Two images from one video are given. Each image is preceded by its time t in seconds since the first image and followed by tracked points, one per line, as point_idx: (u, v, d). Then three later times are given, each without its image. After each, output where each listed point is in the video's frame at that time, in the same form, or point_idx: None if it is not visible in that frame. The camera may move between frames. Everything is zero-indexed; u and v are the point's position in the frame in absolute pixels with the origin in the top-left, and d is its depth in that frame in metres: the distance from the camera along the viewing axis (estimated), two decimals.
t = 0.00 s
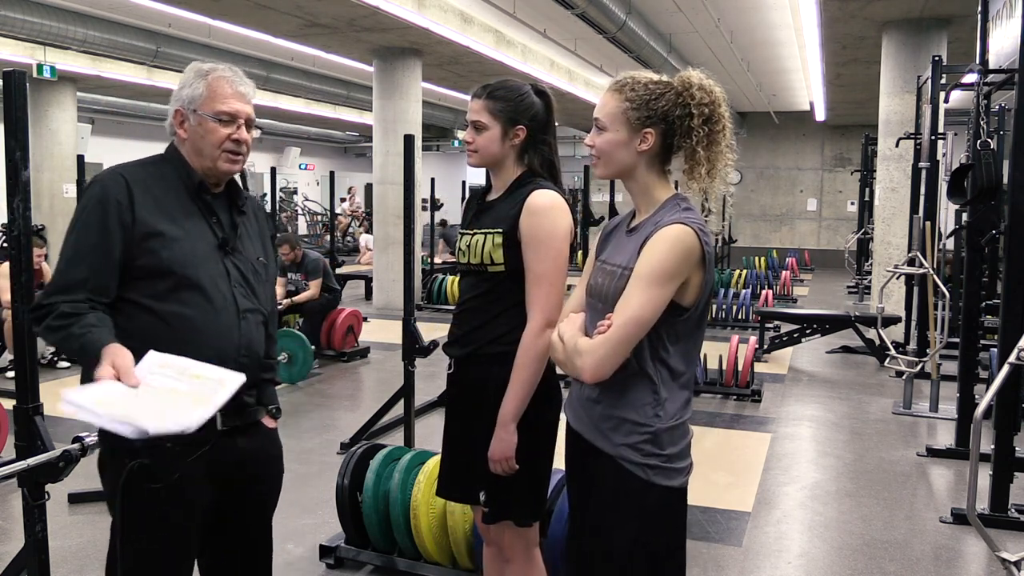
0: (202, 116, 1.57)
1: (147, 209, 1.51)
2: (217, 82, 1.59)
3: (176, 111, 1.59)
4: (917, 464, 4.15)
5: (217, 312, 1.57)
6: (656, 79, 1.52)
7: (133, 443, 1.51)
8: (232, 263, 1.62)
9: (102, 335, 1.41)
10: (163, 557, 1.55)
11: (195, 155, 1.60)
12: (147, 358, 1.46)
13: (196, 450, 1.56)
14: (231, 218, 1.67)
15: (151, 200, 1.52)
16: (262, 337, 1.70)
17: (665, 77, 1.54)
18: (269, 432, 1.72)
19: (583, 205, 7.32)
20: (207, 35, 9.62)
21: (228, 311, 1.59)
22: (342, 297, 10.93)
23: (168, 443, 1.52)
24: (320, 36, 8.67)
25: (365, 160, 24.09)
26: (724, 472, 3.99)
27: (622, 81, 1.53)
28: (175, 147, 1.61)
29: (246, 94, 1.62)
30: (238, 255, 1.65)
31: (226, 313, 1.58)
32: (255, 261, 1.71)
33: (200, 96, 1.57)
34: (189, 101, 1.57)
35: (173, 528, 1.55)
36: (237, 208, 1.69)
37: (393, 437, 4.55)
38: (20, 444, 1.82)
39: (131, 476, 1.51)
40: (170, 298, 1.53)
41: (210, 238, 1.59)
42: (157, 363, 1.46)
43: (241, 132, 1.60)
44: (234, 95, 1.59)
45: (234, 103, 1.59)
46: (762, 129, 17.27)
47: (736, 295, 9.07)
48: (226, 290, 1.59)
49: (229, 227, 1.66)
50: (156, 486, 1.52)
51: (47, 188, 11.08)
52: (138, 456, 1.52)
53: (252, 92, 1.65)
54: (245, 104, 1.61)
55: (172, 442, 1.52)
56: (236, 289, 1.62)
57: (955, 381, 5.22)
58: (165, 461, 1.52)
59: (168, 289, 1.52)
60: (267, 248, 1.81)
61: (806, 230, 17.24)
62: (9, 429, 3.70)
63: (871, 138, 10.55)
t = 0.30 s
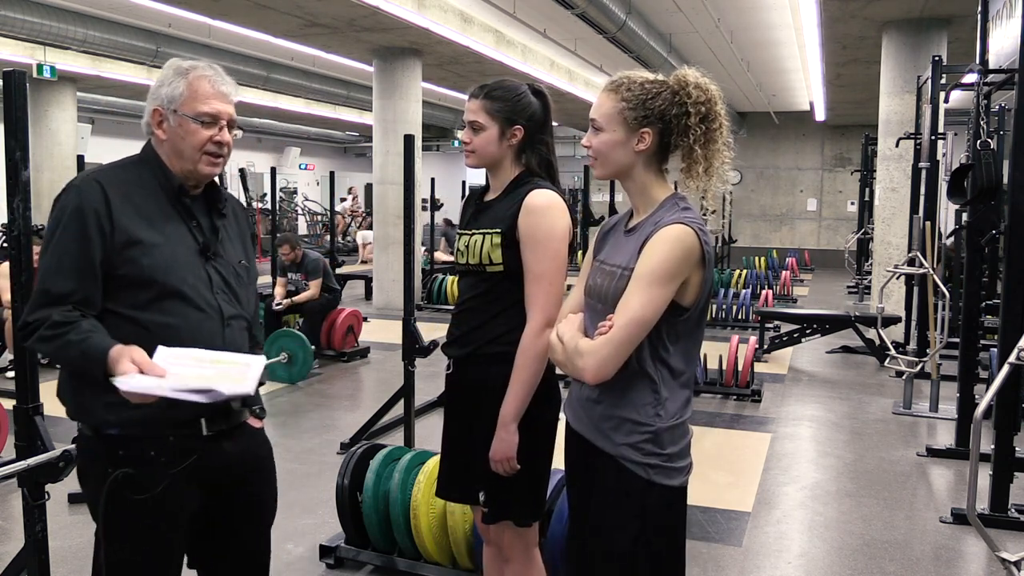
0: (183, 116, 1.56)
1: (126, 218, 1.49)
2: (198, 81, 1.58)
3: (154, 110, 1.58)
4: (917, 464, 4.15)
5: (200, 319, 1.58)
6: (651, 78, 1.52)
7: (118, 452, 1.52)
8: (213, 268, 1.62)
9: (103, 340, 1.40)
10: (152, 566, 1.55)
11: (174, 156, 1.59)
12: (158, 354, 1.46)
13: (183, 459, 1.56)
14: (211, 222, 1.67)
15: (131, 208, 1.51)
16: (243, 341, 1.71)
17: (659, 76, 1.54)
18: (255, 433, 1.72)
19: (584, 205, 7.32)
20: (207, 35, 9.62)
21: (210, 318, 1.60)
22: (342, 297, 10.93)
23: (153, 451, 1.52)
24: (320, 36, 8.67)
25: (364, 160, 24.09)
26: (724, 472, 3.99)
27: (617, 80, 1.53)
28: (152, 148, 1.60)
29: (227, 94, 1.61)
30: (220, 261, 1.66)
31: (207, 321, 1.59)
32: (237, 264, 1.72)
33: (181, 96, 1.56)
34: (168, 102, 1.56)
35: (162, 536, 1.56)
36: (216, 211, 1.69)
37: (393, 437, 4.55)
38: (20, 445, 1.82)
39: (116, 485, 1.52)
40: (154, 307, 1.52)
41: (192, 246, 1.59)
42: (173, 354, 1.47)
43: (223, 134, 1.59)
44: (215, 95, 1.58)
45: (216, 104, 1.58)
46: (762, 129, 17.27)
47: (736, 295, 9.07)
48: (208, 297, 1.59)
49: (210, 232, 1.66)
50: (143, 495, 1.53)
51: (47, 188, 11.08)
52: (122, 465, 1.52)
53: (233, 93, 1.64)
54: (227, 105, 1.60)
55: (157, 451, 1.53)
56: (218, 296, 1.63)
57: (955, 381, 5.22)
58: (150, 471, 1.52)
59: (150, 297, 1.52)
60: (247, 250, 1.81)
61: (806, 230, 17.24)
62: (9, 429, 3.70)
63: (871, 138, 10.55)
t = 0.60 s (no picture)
0: (176, 121, 1.54)
1: (119, 232, 1.48)
2: (190, 84, 1.56)
3: (144, 113, 1.56)
4: (917, 464, 4.15)
5: (197, 326, 1.58)
6: (652, 75, 1.52)
7: (114, 457, 1.52)
8: (205, 273, 1.62)
9: (117, 363, 1.42)
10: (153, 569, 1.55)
11: (165, 159, 1.57)
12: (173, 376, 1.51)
13: (179, 461, 1.57)
14: (201, 226, 1.67)
15: (122, 216, 1.50)
16: (237, 343, 1.71)
17: (661, 73, 1.54)
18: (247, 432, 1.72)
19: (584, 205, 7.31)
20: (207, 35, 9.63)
21: (206, 324, 1.60)
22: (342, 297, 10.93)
23: (150, 455, 1.53)
24: (320, 36, 8.67)
25: (364, 160, 24.09)
26: (724, 472, 3.99)
27: (618, 78, 1.54)
28: (143, 149, 1.58)
29: (219, 97, 1.60)
30: (212, 266, 1.65)
31: (203, 330, 1.60)
32: (227, 267, 1.72)
33: (174, 100, 1.54)
34: (160, 106, 1.54)
35: (162, 539, 1.56)
36: (205, 215, 1.69)
37: (393, 437, 4.55)
38: (20, 444, 1.82)
39: (112, 491, 1.51)
40: (150, 318, 1.52)
41: (186, 254, 1.59)
42: (191, 378, 1.53)
43: (215, 139, 1.58)
44: (207, 99, 1.57)
45: (211, 109, 1.57)
46: (762, 129, 17.28)
47: (736, 296, 9.07)
48: (204, 304, 1.60)
49: (201, 237, 1.66)
50: (141, 500, 1.53)
51: (47, 188, 11.08)
52: (118, 470, 1.52)
53: (227, 95, 1.63)
54: (220, 109, 1.59)
55: (153, 455, 1.53)
56: (213, 301, 1.63)
57: (955, 381, 5.22)
58: (147, 475, 1.53)
59: (145, 310, 1.52)
60: (236, 252, 1.80)
61: (806, 230, 17.25)
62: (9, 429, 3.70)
63: (871, 138, 10.56)
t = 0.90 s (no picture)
0: (178, 122, 1.54)
1: (118, 233, 1.48)
2: (191, 83, 1.56)
3: (145, 114, 1.55)
4: (917, 464, 4.15)
5: (200, 328, 1.58)
6: (658, 75, 1.52)
7: (118, 458, 1.51)
8: (207, 274, 1.62)
9: (119, 365, 1.42)
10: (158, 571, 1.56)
11: (166, 160, 1.57)
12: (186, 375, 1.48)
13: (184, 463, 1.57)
14: (202, 226, 1.67)
15: (122, 219, 1.49)
16: (240, 341, 1.72)
17: (666, 73, 1.54)
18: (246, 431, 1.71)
19: (584, 205, 7.29)
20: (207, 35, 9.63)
21: (209, 325, 1.60)
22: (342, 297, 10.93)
23: (155, 456, 1.53)
24: (320, 36, 8.67)
25: (364, 160, 24.10)
26: (724, 472, 3.99)
27: (623, 78, 1.54)
28: (145, 151, 1.58)
29: (220, 96, 1.60)
30: (213, 266, 1.65)
31: (206, 331, 1.59)
32: (229, 267, 1.72)
33: (176, 101, 1.54)
34: (161, 106, 1.54)
35: (167, 542, 1.56)
36: (206, 214, 1.69)
37: (393, 437, 4.55)
38: (20, 444, 1.82)
39: (117, 493, 1.51)
40: (152, 320, 1.52)
41: (187, 256, 1.59)
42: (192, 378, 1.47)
43: (217, 139, 1.58)
44: (208, 99, 1.57)
45: (213, 109, 1.57)
46: (762, 129, 17.29)
47: (736, 296, 9.07)
48: (206, 305, 1.60)
49: (202, 238, 1.65)
50: (146, 502, 1.53)
51: (47, 188, 11.09)
52: (122, 471, 1.52)
53: (228, 95, 1.63)
54: (222, 109, 1.59)
55: (158, 457, 1.53)
56: (214, 302, 1.62)
57: (955, 381, 5.22)
58: (151, 477, 1.53)
59: (147, 310, 1.51)
60: (238, 251, 1.80)
61: (806, 230, 17.25)
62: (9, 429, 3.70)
63: (871, 138, 10.56)
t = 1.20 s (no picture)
0: (185, 125, 1.54)
1: (126, 238, 1.48)
2: (198, 87, 1.56)
3: (152, 116, 1.55)
4: (917, 464, 4.15)
5: (207, 329, 1.58)
6: (662, 75, 1.52)
7: (126, 458, 1.52)
8: (213, 276, 1.63)
9: (130, 373, 1.42)
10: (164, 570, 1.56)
11: (173, 163, 1.57)
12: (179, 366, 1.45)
13: (191, 463, 1.58)
14: (208, 227, 1.67)
15: (128, 223, 1.50)
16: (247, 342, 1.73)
17: (670, 73, 1.54)
18: (254, 427, 1.72)
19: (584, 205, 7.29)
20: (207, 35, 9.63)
21: (216, 326, 1.60)
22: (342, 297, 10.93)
23: (163, 456, 1.54)
24: (320, 36, 8.67)
25: (364, 160, 24.12)
26: (724, 472, 3.99)
27: (627, 78, 1.53)
28: (151, 153, 1.58)
29: (227, 99, 1.60)
30: (219, 267, 1.65)
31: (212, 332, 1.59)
32: (235, 267, 1.73)
33: (183, 103, 1.53)
34: (169, 109, 1.54)
35: (175, 542, 1.57)
36: (211, 215, 1.69)
37: (393, 437, 4.55)
38: (20, 444, 1.82)
39: (124, 493, 1.51)
40: (161, 322, 1.53)
41: (193, 258, 1.59)
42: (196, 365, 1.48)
43: (224, 142, 1.58)
44: (216, 102, 1.56)
45: (220, 112, 1.56)
46: (762, 129, 17.29)
47: (736, 296, 9.07)
48: (212, 306, 1.60)
49: (208, 239, 1.65)
50: (153, 502, 1.53)
51: (47, 188, 11.08)
52: (131, 470, 1.52)
53: (234, 96, 1.62)
54: (229, 112, 1.59)
55: (166, 456, 1.54)
56: (220, 303, 1.63)
57: (955, 381, 5.22)
58: (159, 476, 1.54)
59: (155, 314, 1.52)
60: (243, 252, 1.80)
61: (806, 230, 17.26)
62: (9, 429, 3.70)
63: (871, 138, 10.56)
